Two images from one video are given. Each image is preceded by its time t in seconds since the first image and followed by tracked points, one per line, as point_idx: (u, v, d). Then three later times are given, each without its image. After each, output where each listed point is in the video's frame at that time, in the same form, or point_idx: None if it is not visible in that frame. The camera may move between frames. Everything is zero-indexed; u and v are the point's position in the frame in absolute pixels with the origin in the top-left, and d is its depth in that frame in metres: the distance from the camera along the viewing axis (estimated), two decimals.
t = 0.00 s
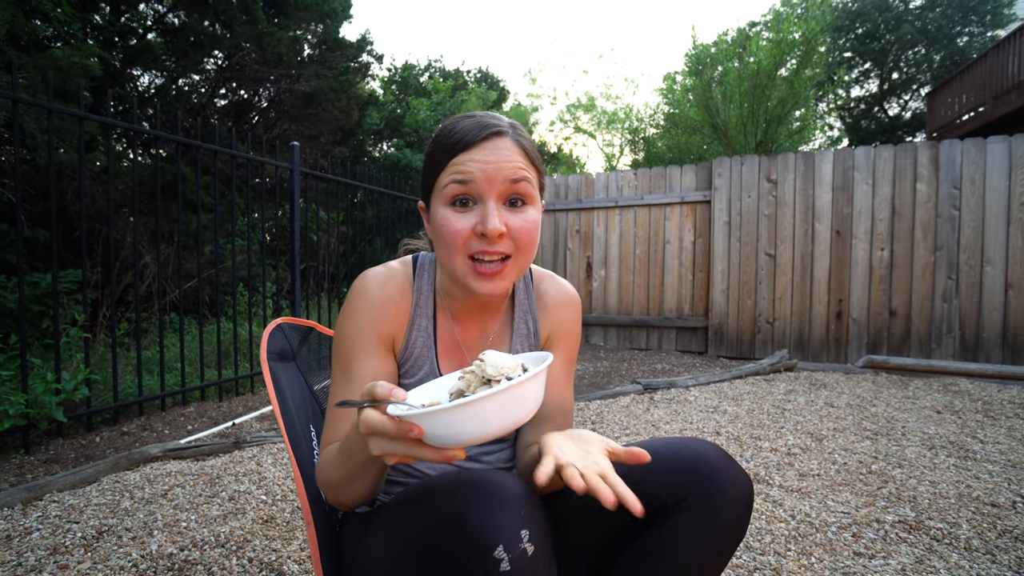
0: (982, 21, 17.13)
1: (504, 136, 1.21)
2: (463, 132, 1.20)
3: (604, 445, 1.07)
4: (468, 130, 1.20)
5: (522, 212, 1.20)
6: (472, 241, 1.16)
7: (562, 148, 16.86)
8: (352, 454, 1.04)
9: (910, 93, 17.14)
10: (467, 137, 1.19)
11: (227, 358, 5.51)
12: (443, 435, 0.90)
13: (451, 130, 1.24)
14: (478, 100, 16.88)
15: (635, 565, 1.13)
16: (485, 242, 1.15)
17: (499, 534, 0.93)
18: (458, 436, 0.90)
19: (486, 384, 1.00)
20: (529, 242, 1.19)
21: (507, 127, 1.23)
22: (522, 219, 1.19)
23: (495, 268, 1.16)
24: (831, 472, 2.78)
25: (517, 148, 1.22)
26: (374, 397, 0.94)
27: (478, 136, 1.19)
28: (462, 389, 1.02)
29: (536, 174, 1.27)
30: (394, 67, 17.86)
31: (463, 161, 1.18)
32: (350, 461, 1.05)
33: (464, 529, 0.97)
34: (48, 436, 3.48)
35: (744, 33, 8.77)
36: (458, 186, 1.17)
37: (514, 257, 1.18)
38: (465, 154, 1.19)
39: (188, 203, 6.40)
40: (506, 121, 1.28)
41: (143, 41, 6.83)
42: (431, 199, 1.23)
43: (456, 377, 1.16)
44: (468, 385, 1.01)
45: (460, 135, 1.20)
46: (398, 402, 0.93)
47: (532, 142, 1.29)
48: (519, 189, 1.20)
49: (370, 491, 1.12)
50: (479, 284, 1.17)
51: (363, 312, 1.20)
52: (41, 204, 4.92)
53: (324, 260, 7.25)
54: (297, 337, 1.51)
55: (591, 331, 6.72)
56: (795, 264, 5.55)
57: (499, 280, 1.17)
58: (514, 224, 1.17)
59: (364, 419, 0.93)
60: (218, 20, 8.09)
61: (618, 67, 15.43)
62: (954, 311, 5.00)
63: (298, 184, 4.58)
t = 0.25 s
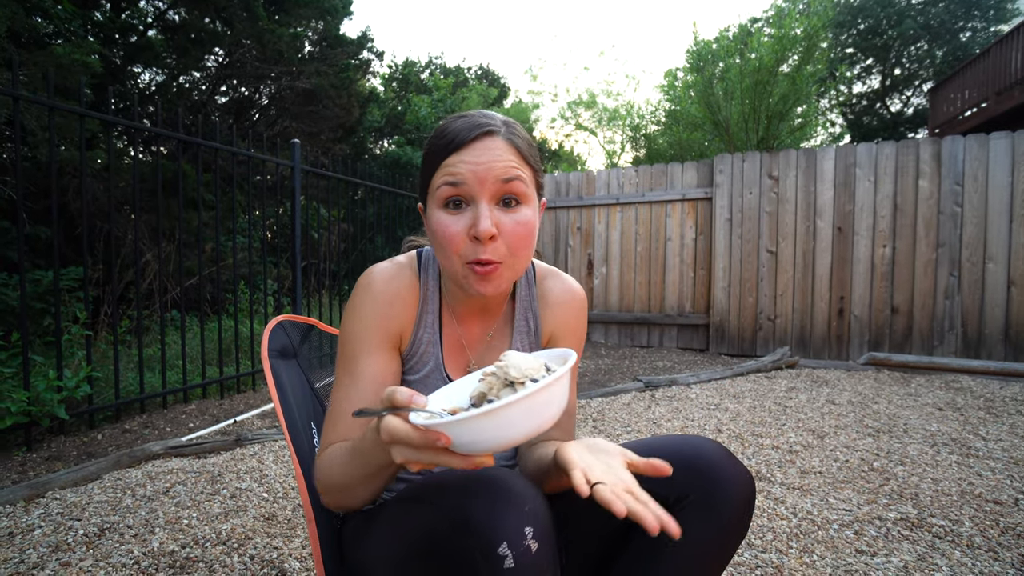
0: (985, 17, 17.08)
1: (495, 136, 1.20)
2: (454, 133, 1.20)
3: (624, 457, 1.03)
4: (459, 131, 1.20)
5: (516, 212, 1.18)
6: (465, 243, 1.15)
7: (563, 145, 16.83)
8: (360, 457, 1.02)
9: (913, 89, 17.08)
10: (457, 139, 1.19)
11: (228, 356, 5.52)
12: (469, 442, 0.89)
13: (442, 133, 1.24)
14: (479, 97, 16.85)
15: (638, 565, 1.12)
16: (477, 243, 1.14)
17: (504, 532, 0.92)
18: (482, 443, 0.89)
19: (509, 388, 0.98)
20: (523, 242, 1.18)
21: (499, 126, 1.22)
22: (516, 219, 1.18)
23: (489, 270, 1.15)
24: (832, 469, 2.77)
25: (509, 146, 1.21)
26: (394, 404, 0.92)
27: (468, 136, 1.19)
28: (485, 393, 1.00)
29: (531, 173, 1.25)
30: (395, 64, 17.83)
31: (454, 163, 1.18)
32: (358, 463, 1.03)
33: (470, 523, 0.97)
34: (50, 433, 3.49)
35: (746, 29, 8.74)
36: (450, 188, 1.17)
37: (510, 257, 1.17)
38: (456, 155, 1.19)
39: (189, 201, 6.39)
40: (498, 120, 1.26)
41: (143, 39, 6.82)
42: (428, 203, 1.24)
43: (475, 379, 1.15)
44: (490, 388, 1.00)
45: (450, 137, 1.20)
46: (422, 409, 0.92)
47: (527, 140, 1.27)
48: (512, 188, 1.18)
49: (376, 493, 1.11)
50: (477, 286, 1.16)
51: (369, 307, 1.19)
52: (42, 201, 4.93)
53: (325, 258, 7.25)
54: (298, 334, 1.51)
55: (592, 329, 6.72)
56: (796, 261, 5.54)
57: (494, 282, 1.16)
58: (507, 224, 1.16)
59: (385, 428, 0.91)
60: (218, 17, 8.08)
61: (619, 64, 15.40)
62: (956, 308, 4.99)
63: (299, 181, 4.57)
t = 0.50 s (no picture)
0: (986, 16, 17.06)
1: (504, 136, 1.19)
2: (462, 132, 1.19)
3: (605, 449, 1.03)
4: (467, 130, 1.19)
5: (524, 215, 1.18)
6: (471, 244, 1.14)
7: (564, 145, 16.83)
8: (359, 466, 0.97)
9: (914, 89, 17.06)
10: (466, 138, 1.18)
11: (229, 356, 5.52)
12: (520, 455, 0.88)
13: (449, 131, 1.23)
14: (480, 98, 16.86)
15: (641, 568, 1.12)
16: (485, 245, 1.14)
17: (506, 534, 0.93)
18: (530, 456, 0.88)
19: (560, 408, 0.98)
20: (530, 245, 1.18)
21: (507, 127, 1.22)
22: (524, 222, 1.18)
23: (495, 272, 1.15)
24: (834, 470, 2.77)
25: (518, 148, 1.21)
26: (438, 409, 0.90)
27: (477, 136, 1.18)
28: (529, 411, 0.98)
29: (538, 175, 1.25)
30: (395, 64, 17.84)
31: (462, 163, 1.17)
32: (354, 472, 0.98)
33: (471, 525, 0.96)
34: (51, 434, 3.49)
35: (746, 29, 8.74)
36: (457, 188, 1.16)
37: (515, 260, 1.17)
38: (463, 155, 1.17)
39: (190, 202, 6.40)
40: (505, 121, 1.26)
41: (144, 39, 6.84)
42: (430, 201, 1.23)
43: (515, 397, 1.12)
44: (535, 408, 0.98)
45: (458, 136, 1.19)
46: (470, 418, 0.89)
47: (534, 142, 1.27)
48: (520, 190, 1.18)
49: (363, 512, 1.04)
50: (481, 287, 1.16)
51: (364, 311, 1.18)
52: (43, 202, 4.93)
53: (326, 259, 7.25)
54: (298, 336, 1.51)
55: (593, 329, 6.72)
56: (797, 261, 5.53)
57: (500, 285, 1.16)
58: (514, 226, 1.16)
59: (428, 433, 0.87)
60: (219, 17, 8.09)
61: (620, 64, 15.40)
62: (957, 308, 4.98)
63: (300, 182, 4.57)
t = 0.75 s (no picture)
0: (985, 21, 17.10)
1: (524, 160, 1.13)
2: (481, 155, 1.11)
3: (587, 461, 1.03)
4: (486, 152, 1.11)
5: (537, 238, 1.16)
6: (486, 272, 1.12)
7: (565, 149, 16.84)
8: (352, 473, 0.97)
9: (914, 93, 17.10)
10: (484, 161, 1.10)
11: (229, 359, 5.52)
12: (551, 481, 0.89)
13: (463, 146, 1.14)
14: (481, 101, 16.89)
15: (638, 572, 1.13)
16: (501, 273, 1.12)
17: (496, 545, 0.93)
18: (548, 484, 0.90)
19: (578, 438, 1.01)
20: (543, 268, 1.17)
21: (525, 146, 1.15)
22: (538, 246, 1.16)
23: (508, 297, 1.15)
24: (834, 474, 2.76)
25: (536, 169, 1.15)
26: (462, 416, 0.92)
27: (498, 161, 1.10)
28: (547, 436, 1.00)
29: (552, 192, 1.22)
30: (396, 67, 17.89)
31: (478, 188, 1.10)
32: (347, 479, 0.98)
33: (461, 534, 0.97)
34: (51, 437, 3.48)
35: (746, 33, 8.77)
36: (474, 215, 1.11)
37: (527, 284, 1.17)
38: (483, 180, 1.10)
39: (190, 204, 6.41)
40: (521, 133, 1.18)
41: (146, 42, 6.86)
42: (439, 217, 1.17)
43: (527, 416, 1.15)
44: (554, 434, 1.01)
45: (474, 156, 1.11)
46: (493, 429, 0.92)
47: (548, 157, 1.22)
48: (537, 216, 1.15)
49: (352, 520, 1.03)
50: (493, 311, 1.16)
51: (359, 316, 1.18)
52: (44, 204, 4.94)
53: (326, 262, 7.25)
54: (298, 340, 1.52)
55: (594, 333, 6.71)
56: (797, 265, 5.53)
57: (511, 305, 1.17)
58: (529, 253, 1.14)
59: (453, 436, 0.89)
60: (220, 21, 8.12)
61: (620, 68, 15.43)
62: (957, 312, 4.98)
63: (301, 185, 4.58)
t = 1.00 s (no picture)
0: (984, 22, 17.08)
1: (530, 165, 1.13)
2: (487, 157, 1.10)
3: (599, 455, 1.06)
4: (492, 155, 1.10)
5: (538, 242, 1.16)
6: (486, 273, 1.12)
7: (564, 149, 16.84)
8: (353, 466, 0.96)
9: (913, 94, 17.11)
10: (489, 163, 1.10)
11: (228, 360, 5.52)
12: (579, 495, 0.96)
13: (469, 146, 1.13)
14: (480, 102, 16.88)
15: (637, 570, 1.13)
16: (499, 275, 1.12)
17: (492, 545, 0.93)
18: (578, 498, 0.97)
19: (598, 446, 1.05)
20: (542, 273, 1.17)
21: (532, 151, 1.15)
22: (538, 250, 1.16)
23: (506, 299, 1.15)
24: (832, 474, 2.77)
25: (541, 173, 1.15)
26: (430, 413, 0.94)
27: (504, 164, 1.10)
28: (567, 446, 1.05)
29: (555, 198, 1.22)
30: (396, 68, 17.87)
31: (482, 188, 1.10)
32: (350, 475, 0.96)
33: (457, 534, 0.97)
34: (49, 438, 3.48)
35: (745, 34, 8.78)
36: (477, 217, 1.10)
37: (526, 287, 1.17)
38: (487, 182, 1.10)
39: (189, 205, 6.41)
40: (529, 137, 1.18)
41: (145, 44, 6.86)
42: (441, 215, 1.16)
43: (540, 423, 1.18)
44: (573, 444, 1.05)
45: (480, 157, 1.11)
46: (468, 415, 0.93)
47: (554, 162, 1.21)
48: (539, 221, 1.15)
49: (357, 521, 1.01)
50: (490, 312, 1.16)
51: (359, 315, 1.18)
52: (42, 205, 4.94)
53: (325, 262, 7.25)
54: (297, 341, 1.52)
55: (593, 333, 6.71)
56: (796, 266, 5.54)
57: (508, 307, 1.17)
58: (530, 256, 1.14)
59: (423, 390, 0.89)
60: (220, 22, 8.12)
61: (619, 69, 15.44)
62: (956, 312, 4.99)
63: (300, 185, 4.58)
